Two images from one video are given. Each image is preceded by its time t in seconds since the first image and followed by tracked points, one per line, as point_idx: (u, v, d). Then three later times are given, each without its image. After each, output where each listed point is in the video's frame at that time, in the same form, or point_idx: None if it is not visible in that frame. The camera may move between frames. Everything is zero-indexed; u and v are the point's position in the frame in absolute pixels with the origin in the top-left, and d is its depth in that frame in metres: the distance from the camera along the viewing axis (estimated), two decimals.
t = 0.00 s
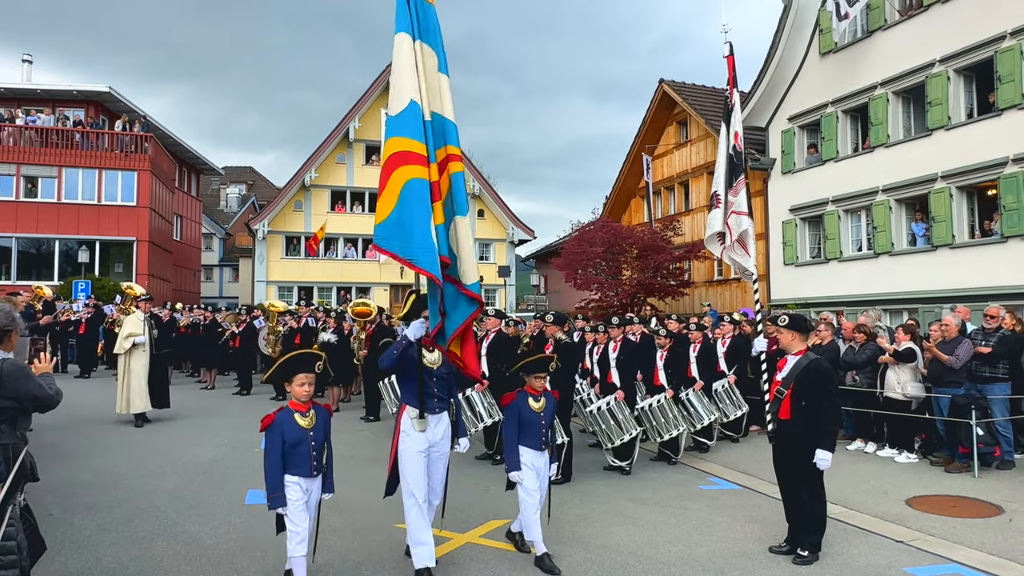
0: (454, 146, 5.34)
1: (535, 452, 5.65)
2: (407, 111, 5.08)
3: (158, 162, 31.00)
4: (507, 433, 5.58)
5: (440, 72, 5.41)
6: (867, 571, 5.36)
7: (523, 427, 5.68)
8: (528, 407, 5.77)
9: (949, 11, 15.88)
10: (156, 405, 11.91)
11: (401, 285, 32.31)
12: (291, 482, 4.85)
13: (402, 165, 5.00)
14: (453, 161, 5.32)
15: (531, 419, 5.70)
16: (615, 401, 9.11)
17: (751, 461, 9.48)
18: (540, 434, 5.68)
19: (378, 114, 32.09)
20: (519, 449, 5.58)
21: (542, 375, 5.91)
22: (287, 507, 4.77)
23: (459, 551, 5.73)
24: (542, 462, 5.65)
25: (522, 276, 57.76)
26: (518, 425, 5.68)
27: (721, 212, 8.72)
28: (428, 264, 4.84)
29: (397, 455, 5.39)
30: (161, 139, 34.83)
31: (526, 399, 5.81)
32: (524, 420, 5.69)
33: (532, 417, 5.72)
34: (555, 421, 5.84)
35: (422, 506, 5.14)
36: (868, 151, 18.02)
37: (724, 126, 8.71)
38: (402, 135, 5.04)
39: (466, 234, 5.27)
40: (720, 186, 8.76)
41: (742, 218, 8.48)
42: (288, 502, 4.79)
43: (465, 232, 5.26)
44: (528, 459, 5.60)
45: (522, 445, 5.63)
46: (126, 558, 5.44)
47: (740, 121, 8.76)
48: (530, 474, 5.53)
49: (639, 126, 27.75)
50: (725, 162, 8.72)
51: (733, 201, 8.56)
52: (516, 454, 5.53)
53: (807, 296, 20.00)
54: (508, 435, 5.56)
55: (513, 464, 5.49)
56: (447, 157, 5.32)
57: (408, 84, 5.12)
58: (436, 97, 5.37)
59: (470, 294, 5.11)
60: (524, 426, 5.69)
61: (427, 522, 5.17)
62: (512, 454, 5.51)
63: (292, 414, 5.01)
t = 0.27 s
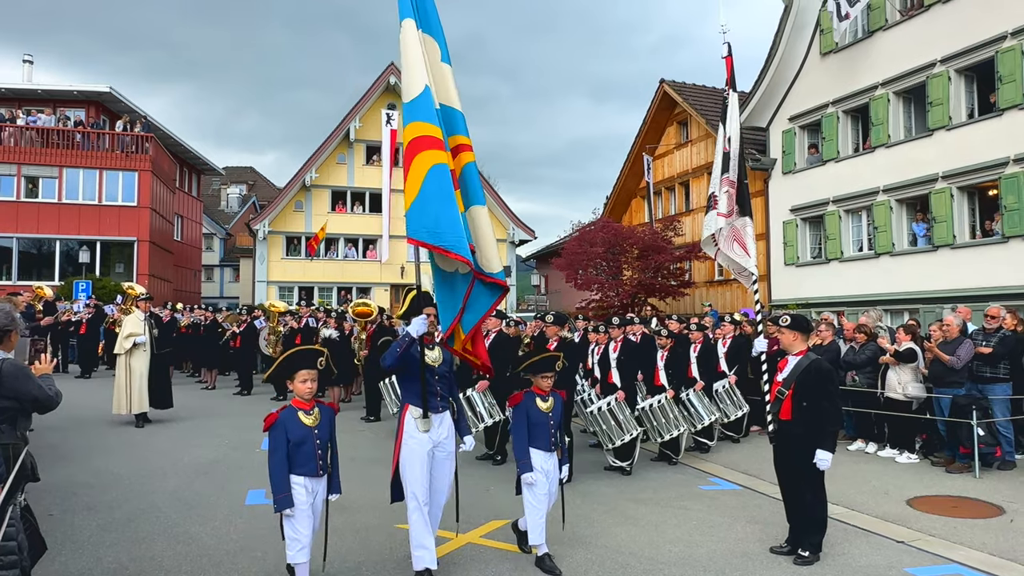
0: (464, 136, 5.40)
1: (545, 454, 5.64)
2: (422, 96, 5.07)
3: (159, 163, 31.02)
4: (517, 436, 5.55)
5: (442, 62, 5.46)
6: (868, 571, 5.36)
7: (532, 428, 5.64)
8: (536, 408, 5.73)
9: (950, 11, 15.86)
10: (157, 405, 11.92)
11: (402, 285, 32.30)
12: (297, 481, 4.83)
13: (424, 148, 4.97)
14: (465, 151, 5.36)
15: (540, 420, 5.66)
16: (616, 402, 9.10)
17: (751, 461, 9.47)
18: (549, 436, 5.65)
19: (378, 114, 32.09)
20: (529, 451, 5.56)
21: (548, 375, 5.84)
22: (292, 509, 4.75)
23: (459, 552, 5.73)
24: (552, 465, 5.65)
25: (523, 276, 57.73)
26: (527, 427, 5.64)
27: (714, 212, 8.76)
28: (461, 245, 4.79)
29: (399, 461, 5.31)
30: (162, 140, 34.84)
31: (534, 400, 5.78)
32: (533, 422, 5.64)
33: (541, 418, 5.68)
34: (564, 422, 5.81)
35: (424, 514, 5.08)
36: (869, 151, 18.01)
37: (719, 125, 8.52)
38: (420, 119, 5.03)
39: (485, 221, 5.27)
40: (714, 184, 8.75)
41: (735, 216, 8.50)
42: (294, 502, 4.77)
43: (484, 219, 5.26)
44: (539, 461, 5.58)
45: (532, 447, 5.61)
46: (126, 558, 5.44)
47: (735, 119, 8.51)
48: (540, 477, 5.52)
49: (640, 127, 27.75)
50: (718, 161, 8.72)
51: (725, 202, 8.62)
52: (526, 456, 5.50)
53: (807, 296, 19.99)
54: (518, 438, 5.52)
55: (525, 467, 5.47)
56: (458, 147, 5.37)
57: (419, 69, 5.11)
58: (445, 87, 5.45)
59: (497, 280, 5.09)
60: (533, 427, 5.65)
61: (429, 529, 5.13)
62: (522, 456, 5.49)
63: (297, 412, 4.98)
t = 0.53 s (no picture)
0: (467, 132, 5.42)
1: (548, 455, 5.64)
2: (430, 88, 5.08)
3: (159, 163, 31.02)
4: (519, 437, 5.54)
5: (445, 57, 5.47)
6: (868, 571, 5.36)
7: (535, 429, 5.65)
8: (540, 409, 5.73)
9: (951, 10, 15.85)
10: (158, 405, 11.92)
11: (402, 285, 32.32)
12: (299, 484, 4.81)
13: (437, 140, 4.97)
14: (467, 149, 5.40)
15: (543, 421, 5.66)
16: (616, 402, 9.10)
17: (752, 461, 9.46)
18: (553, 437, 5.65)
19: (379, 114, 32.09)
20: (531, 452, 5.56)
21: (553, 376, 5.82)
22: (294, 511, 4.73)
23: (460, 551, 5.73)
24: (554, 466, 5.64)
25: (523, 277, 57.83)
26: (530, 428, 5.65)
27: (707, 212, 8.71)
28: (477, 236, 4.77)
29: (402, 461, 5.31)
30: (162, 140, 34.85)
31: (538, 400, 5.78)
32: (536, 423, 5.65)
33: (544, 419, 5.68)
34: (567, 423, 5.80)
35: (426, 515, 5.07)
36: (869, 151, 18.02)
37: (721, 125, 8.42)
38: (431, 113, 5.03)
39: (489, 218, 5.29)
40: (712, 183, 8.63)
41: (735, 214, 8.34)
42: (296, 505, 4.76)
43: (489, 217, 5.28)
44: (541, 463, 5.58)
45: (535, 448, 5.62)
46: (126, 558, 5.44)
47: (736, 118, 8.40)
48: (542, 479, 5.52)
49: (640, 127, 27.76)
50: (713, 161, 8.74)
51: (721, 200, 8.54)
52: (528, 457, 5.49)
53: (807, 296, 20.00)
54: (521, 439, 5.52)
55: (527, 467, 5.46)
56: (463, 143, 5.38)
57: (428, 62, 5.13)
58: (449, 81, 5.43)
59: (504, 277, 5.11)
60: (536, 429, 5.65)
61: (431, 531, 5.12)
62: (525, 457, 5.48)
63: (299, 413, 4.96)
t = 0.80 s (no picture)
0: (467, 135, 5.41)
1: (548, 455, 5.63)
2: (432, 87, 5.06)
3: (159, 162, 31.01)
4: (519, 438, 5.53)
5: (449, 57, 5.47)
6: (867, 571, 5.35)
7: (535, 430, 5.64)
8: (541, 409, 5.71)
9: (951, 10, 15.85)
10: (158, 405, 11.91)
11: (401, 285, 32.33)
12: (298, 485, 4.80)
13: (439, 139, 4.95)
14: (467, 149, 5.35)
15: (543, 422, 5.65)
16: (615, 401, 9.09)
17: (751, 461, 9.46)
18: (553, 438, 5.64)
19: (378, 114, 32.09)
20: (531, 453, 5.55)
21: (554, 377, 5.84)
22: (293, 513, 4.72)
23: (459, 551, 5.73)
24: (554, 467, 5.64)
25: (523, 277, 57.82)
26: (530, 429, 5.63)
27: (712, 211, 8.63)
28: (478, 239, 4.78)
29: (403, 461, 5.30)
30: (161, 139, 34.84)
31: (539, 401, 5.77)
32: (537, 423, 5.63)
33: (545, 420, 5.66)
34: (568, 424, 5.78)
35: (426, 516, 5.07)
36: (869, 150, 18.02)
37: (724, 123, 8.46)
38: (434, 112, 5.02)
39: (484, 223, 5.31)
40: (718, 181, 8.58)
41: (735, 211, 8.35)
42: (295, 506, 4.75)
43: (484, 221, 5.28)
44: (541, 464, 5.57)
45: (535, 448, 5.61)
46: (126, 558, 5.44)
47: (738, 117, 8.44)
48: (542, 480, 5.52)
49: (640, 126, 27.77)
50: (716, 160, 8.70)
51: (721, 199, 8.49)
52: (528, 458, 5.47)
53: (807, 295, 20.00)
54: (521, 440, 5.51)
55: (527, 469, 5.46)
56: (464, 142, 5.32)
57: (432, 61, 5.13)
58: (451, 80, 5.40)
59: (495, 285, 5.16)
60: (537, 429, 5.64)
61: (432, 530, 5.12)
62: (525, 458, 5.47)
63: (299, 414, 4.96)
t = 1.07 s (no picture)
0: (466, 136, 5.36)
1: (551, 456, 5.61)
2: (430, 86, 5.05)
3: (158, 161, 30.99)
4: (522, 439, 5.54)
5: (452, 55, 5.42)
6: (867, 570, 5.36)
7: (537, 430, 5.64)
8: (542, 410, 5.73)
9: (950, 10, 15.84)
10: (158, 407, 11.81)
11: (401, 284, 32.32)
12: (298, 486, 4.79)
13: (435, 140, 4.95)
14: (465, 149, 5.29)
15: (545, 422, 5.65)
16: (615, 401, 9.08)
17: (750, 460, 9.45)
18: (554, 438, 5.63)
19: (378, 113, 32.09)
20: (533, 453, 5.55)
21: (556, 376, 5.84)
22: (292, 514, 4.71)
23: (459, 550, 5.73)
24: (559, 467, 5.60)
25: (522, 276, 57.84)
26: (532, 429, 5.64)
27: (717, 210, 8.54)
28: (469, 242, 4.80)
29: (405, 462, 5.28)
30: (161, 139, 34.82)
31: (540, 401, 5.79)
32: (538, 424, 5.64)
33: (546, 420, 5.67)
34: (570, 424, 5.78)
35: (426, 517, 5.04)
36: (869, 149, 18.01)
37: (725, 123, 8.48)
38: (430, 111, 5.00)
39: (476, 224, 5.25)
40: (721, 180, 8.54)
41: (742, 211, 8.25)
42: (295, 508, 4.74)
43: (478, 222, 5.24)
44: (544, 464, 5.55)
45: (536, 450, 5.62)
46: (125, 558, 5.44)
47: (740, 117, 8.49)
48: (545, 480, 5.50)
49: (639, 126, 27.76)
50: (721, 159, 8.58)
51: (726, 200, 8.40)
52: (530, 458, 5.47)
53: (806, 295, 20.01)
54: (523, 441, 5.52)
55: (528, 469, 5.46)
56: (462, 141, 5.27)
57: (431, 60, 5.11)
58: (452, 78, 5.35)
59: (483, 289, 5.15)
60: (538, 429, 5.65)
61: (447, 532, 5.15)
62: (527, 458, 5.46)
63: (299, 414, 4.97)
